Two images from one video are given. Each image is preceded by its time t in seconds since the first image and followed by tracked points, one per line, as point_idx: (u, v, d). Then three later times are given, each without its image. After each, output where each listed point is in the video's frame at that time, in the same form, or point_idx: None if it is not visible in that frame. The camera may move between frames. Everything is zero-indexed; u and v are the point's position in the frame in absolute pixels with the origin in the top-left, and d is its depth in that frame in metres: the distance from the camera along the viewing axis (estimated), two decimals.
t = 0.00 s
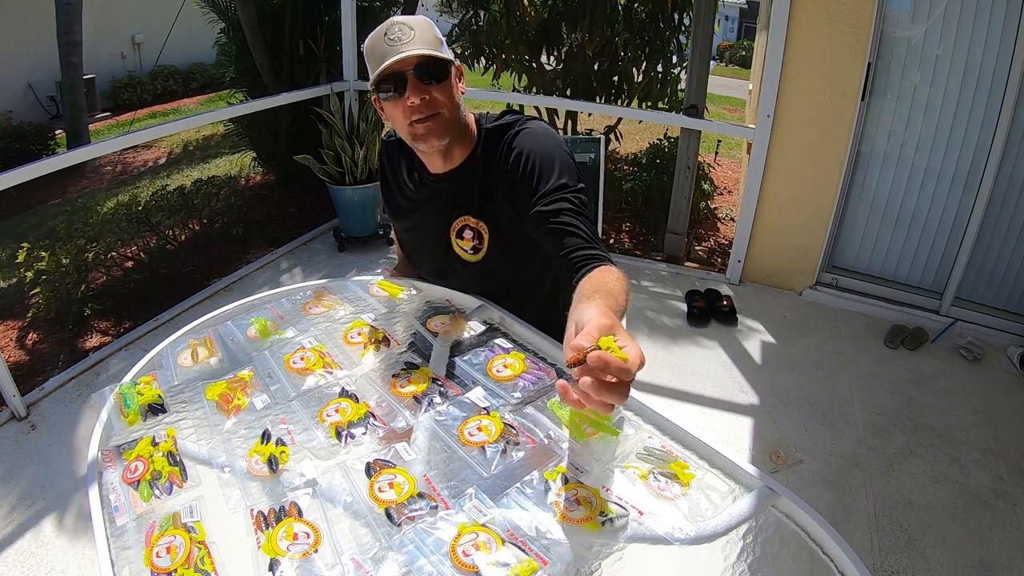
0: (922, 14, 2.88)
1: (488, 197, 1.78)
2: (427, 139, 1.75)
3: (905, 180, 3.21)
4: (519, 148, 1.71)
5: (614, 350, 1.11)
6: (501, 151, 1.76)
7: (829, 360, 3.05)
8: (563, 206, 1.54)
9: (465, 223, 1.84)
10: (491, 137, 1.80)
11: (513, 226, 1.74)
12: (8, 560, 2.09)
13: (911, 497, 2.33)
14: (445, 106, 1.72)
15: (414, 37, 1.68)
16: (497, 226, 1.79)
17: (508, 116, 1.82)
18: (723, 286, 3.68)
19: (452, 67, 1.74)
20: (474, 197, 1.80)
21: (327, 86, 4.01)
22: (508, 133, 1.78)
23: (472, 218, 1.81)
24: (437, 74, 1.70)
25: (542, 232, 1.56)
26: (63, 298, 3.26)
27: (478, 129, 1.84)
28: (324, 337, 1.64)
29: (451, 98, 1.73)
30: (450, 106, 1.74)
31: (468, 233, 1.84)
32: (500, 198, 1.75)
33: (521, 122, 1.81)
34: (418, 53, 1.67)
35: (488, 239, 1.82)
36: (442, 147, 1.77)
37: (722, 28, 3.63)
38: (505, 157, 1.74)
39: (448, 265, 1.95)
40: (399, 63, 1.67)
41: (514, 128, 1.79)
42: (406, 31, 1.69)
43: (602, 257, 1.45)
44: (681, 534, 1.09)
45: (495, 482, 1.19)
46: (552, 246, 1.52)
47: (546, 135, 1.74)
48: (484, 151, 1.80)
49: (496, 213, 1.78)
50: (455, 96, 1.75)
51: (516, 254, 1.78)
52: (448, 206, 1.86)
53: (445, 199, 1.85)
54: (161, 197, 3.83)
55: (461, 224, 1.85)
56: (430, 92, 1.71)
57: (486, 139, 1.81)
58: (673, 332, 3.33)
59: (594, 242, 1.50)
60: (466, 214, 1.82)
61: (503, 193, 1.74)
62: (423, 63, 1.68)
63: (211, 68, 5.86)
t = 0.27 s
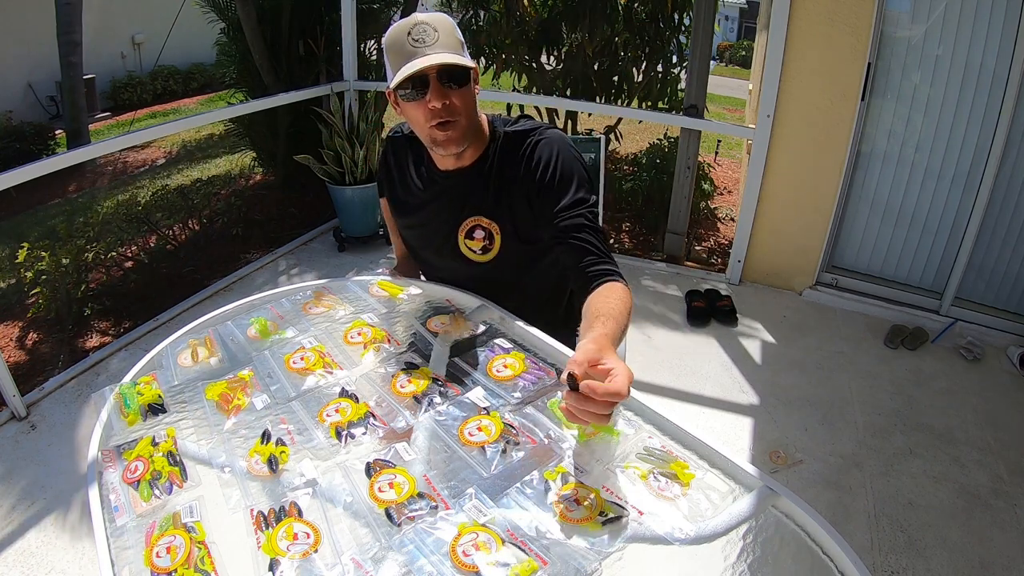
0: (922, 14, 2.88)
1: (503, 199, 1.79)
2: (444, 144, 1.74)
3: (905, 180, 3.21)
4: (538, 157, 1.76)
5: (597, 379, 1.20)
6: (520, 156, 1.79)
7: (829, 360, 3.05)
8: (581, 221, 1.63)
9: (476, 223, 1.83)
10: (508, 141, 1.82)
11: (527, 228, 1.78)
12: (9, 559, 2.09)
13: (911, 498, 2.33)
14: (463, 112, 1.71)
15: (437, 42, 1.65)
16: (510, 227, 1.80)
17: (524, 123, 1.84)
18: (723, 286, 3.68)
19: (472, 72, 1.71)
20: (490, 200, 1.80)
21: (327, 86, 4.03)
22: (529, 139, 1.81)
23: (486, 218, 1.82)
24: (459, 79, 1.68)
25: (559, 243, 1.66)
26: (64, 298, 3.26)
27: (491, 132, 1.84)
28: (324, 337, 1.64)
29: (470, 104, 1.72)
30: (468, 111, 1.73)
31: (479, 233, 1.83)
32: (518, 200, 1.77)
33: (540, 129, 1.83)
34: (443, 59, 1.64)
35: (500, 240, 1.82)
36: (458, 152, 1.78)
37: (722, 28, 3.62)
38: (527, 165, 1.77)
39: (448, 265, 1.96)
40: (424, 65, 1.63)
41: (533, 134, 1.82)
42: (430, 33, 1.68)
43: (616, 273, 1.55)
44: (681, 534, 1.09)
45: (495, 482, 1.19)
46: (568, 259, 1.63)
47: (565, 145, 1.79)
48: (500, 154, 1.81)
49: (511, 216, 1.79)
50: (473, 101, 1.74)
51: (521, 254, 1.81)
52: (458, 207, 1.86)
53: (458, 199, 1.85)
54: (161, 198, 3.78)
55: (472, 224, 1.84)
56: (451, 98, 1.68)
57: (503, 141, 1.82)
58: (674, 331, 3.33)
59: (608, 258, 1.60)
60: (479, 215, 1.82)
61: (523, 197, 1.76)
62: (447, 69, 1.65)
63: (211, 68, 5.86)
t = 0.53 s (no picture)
0: (922, 14, 2.88)
1: (512, 197, 1.80)
2: (449, 136, 1.74)
3: (905, 180, 3.21)
4: (545, 153, 1.76)
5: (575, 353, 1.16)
6: (528, 154, 1.78)
7: (829, 360, 3.05)
8: (590, 207, 1.58)
9: (485, 222, 1.84)
10: (517, 139, 1.82)
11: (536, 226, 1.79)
12: (9, 559, 2.09)
13: (911, 498, 2.33)
14: (466, 104, 1.71)
15: (436, 35, 1.66)
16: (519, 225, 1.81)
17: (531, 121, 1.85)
18: (723, 286, 3.68)
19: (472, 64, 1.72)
20: (500, 197, 1.81)
21: (327, 86, 4.03)
22: (537, 136, 1.81)
23: (495, 217, 1.82)
24: (459, 71, 1.69)
25: (570, 233, 1.59)
26: (64, 298, 3.26)
27: (496, 128, 1.84)
28: (324, 337, 1.64)
29: (472, 95, 1.72)
30: (471, 103, 1.73)
31: (489, 232, 1.84)
32: (527, 198, 1.78)
33: (547, 127, 1.84)
34: (442, 51, 1.65)
35: (509, 238, 1.83)
36: (463, 145, 1.78)
37: (722, 28, 3.62)
38: (536, 161, 1.77)
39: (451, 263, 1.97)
40: (421, 60, 1.65)
41: (539, 132, 1.82)
42: (429, 29, 1.67)
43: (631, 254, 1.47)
44: (681, 535, 1.09)
45: (495, 482, 1.19)
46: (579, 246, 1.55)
47: (572, 141, 1.79)
48: (509, 151, 1.81)
49: (521, 216, 1.80)
50: (475, 93, 1.74)
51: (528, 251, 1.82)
52: (467, 206, 1.86)
53: (468, 199, 1.85)
54: (161, 198, 3.78)
55: (481, 222, 1.85)
56: (452, 89, 1.69)
57: (511, 139, 1.82)
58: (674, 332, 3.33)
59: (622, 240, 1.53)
60: (488, 214, 1.82)
61: (532, 194, 1.77)
62: (447, 60, 1.66)
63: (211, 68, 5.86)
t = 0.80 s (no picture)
0: (922, 14, 2.88)
1: (509, 194, 1.80)
2: (445, 144, 1.75)
3: (905, 180, 3.21)
4: (542, 145, 1.75)
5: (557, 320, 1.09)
6: (525, 149, 1.78)
7: (829, 360, 3.05)
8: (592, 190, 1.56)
9: (484, 219, 1.85)
10: (514, 135, 1.81)
11: (532, 223, 1.80)
12: (9, 559, 2.09)
13: (911, 498, 2.33)
14: (459, 110, 1.71)
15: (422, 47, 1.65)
16: (516, 223, 1.81)
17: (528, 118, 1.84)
18: (723, 286, 3.68)
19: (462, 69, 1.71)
20: (497, 194, 1.81)
21: (327, 86, 4.03)
22: (533, 132, 1.80)
23: (493, 214, 1.83)
24: (449, 80, 1.68)
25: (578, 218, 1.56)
26: (64, 298, 3.26)
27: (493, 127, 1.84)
28: (324, 337, 1.64)
29: (464, 102, 1.72)
30: (464, 109, 1.73)
31: (487, 229, 1.85)
32: (524, 194, 1.77)
33: (545, 124, 1.83)
34: (429, 64, 1.64)
35: (507, 236, 1.84)
36: (460, 150, 1.78)
37: (722, 28, 3.61)
38: (532, 156, 1.76)
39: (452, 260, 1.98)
40: (410, 73, 1.65)
41: (538, 128, 1.82)
42: (413, 41, 1.68)
43: (641, 226, 1.43)
44: (681, 535, 1.08)
45: (495, 482, 1.19)
46: (587, 228, 1.52)
47: (569, 134, 1.77)
48: (506, 149, 1.81)
49: (518, 212, 1.80)
50: (467, 98, 1.73)
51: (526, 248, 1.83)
52: (464, 204, 1.87)
53: (465, 196, 1.86)
54: (161, 198, 3.77)
55: (479, 220, 1.86)
56: (443, 99, 1.68)
57: (508, 137, 1.82)
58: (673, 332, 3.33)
59: (630, 215, 1.49)
60: (486, 211, 1.83)
61: (529, 190, 1.76)
62: (434, 72, 1.65)
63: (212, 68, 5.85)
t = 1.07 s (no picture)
0: (922, 14, 2.88)
1: (507, 193, 1.80)
2: (440, 139, 1.76)
3: (905, 180, 3.21)
4: (541, 144, 1.75)
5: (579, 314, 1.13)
6: (523, 148, 1.78)
7: (829, 360, 3.05)
8: (596, 186, 1.57)
9: (482, 219, 1.85)
10: (512, 134, 1.82)
11: (531, 221, 1.79)
12: (9, 559, 2.09)
13: (911, 498, 2.33)
14: (455, 106, 1.72)
15: (419, 42, 1.67)
16: (515, 221, 1.81)
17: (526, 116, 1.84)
18: (723, 286, 3.68)
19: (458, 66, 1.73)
20: (494, 194, 1.81)
21: (327, 86, 4.03)
22: (530, 130, 1.80)
23: (491, 214, 1.83)
24: (446, 75, 1.70)
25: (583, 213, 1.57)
26: (63, 298, 3.26)
27: (490, 125, 1.84)
28: (324, 337, 1.64)
29: (460, 97, 1.73)
30: (460, 105, 1.74)
31: (486, 229, 1.85)
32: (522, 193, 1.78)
33: (541, 123, 1.83)
34: (425, 57, 1.66)
35: (506, 235, 1.84)
36: (456, 146, 1.79)
37: (722, 28, 3.61)
38: (531, 154, 1.76)
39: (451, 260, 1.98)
40: (407, 68, 1.67)
41: (534, 127, 1.82)
42: (411, 37, 1.67)
43: (648, 217, 1.43)
44: (681, 534, 1.08)
45: (495, 482, 1.19)
46: (592, 223, 1.51)
47: (567, 132, 1.78)
48: (504, 147, 1.81)
49: (516, 211, 1.80)
50: (464, 94, 1.75)
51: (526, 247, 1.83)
52: (462, 205, 1.87)
53: (463, 197, 1.86)
54: (161, 197, 3.77)
55: (477, 220, 1.86)
56: (439, 93, 1.70)
57: (506, 136, 1.82)
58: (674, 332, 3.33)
59: (635, 209, 1.49)
60: (484, 211, 1.83)
61: (528, 189, 1.76)
62: (431, 66, 1.67)
63: (212, 68, 5.85)
